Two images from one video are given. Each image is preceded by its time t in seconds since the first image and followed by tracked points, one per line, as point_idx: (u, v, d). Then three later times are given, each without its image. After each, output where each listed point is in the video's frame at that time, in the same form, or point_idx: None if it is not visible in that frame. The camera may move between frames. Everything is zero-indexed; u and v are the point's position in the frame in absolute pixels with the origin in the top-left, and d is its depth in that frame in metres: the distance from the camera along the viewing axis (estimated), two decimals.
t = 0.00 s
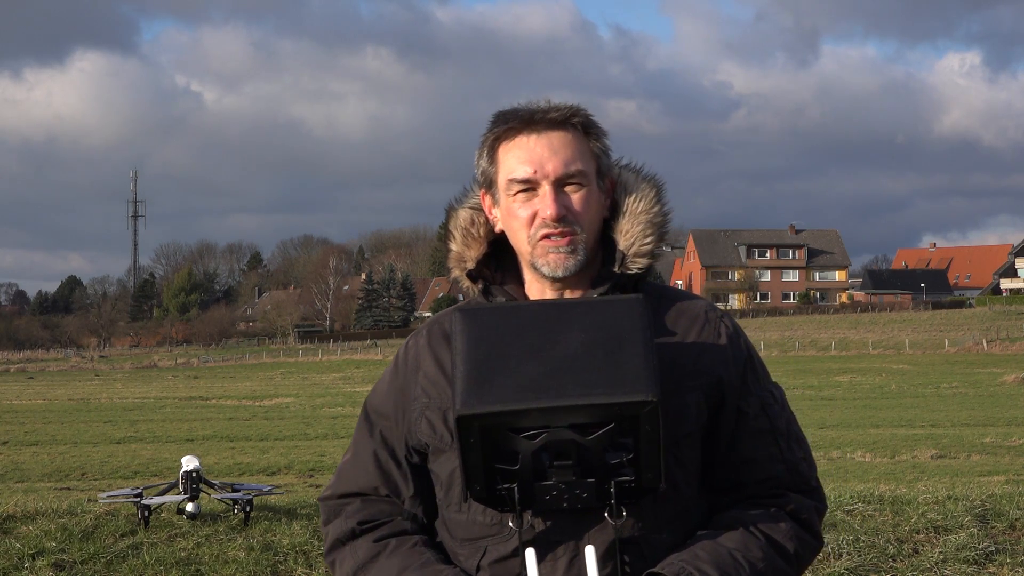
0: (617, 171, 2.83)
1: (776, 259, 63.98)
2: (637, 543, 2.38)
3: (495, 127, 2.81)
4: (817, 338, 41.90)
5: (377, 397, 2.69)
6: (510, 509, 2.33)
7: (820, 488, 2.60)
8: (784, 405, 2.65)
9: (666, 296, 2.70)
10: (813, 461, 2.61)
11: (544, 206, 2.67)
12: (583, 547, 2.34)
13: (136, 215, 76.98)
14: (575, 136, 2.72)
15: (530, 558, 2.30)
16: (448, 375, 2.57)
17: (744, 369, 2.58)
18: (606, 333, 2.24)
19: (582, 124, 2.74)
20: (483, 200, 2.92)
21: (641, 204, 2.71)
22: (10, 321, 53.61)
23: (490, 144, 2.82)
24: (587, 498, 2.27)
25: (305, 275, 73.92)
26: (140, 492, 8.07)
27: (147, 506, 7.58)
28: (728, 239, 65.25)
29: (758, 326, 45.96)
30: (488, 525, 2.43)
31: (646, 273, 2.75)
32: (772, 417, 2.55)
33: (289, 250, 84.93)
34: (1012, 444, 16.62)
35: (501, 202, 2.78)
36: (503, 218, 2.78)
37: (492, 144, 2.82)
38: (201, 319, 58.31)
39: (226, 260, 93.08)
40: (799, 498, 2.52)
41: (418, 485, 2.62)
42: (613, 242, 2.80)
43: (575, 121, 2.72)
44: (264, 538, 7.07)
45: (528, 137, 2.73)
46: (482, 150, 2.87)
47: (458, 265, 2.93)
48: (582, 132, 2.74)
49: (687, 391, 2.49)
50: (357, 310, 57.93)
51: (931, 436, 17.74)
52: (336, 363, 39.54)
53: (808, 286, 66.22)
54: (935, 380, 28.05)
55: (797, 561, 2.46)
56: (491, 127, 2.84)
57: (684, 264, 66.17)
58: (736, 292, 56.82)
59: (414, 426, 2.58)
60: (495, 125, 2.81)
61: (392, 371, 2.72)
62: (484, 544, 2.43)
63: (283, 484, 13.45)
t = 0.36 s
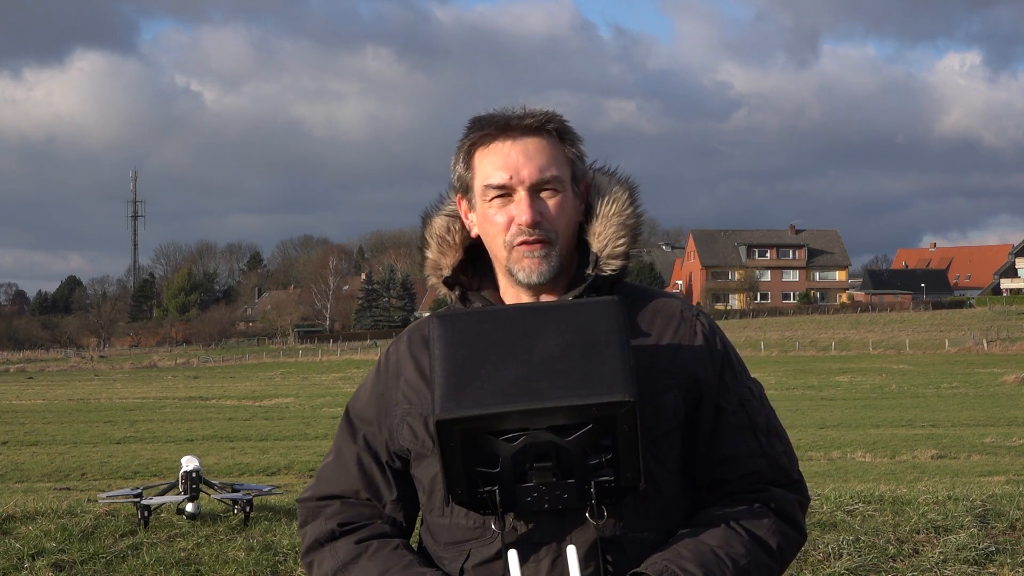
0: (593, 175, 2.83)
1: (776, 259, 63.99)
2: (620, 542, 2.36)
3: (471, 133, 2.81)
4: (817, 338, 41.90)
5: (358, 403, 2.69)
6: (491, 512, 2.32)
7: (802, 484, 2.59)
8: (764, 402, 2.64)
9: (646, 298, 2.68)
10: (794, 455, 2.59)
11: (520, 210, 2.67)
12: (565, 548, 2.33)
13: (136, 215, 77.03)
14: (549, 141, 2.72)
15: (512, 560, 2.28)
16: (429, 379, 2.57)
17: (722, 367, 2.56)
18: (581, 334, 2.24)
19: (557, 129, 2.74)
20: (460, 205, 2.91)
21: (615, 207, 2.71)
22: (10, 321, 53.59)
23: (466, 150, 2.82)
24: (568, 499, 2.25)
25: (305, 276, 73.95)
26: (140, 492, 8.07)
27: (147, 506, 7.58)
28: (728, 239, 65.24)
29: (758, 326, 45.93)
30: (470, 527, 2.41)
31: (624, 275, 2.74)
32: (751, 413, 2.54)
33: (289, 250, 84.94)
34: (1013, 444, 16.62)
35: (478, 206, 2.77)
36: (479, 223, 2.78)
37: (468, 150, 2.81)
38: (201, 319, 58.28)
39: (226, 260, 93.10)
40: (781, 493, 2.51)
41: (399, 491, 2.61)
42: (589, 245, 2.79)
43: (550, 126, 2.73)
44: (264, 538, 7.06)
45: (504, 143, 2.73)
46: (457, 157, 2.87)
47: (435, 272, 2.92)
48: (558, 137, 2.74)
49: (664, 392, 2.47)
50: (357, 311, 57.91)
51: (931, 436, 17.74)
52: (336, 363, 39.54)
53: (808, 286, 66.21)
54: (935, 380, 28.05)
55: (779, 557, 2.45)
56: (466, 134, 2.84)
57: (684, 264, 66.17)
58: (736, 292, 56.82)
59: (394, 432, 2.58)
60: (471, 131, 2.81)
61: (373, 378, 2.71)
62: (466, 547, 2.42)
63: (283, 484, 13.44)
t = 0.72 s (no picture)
0: (592, 176, 2.83)
1: (776, 259, 64.01)
2: (618, 540, 2.36)
3: (470, 134, 2.81)
4: (817, 338, 41.91)
5: (361, 406, 2.69)
6: (491, 509, 2.33)
7: (800, 485, 2.59)
8: (761, 403, 2.64)
9: (644, 297, 2.68)
10: (791, 456, 2.59)
11: (521, 208, 2.66)
12: (562, 546, 2.33)
13: (136, 215, 77.08)
14: (549, 140, 2.72)
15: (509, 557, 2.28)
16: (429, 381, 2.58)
17: (720, 367, 2.56)
18: (579, 333, 2.24)
19: (556, 128, 2.74)
20: (460, 207, 2.91)
21: (613, 209, 2.71)
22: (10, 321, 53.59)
23: (467, 151, 2.82)
24: (564, 496, 2.26)
25: (305, 276, 73.96)
26: (140, 492, 8.07)
27: (147, 506, 7.58)
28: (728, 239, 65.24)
29: (758, 326, 45.94)
30: (470, 524, 2.41)
31: (623, 275, 2.74)
32: (749, 413, 2.54)
33: (289, 249, 84.94)
34: (1013, 444, 16.62)
35: (478, 207, 2.77)
36: (481, 222, 2.77)
37: (468, 151, 2.81)
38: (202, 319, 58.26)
39: (226, 260, 93.11)
40: (778, 494, 2.51)
41: (403, 491, 2.60)
42: (587, 244, 2.79)
43: (549, 126, 2.73)
44: (264, 538, 7.06)
45: (505, 142, 2.73)
46: (458, 158, 2.88)
47: (436, 273, 2.92)
48: (557, 137, 2.74)
49: (662, 390, 2.47)
50: (357, 311, 57.92)
51: (931, 436, 17.75)
52: (336, 363, 39.55)
53: (809, 286, 66.20)
54: (935, 380, 28.05)
55: (775, 557, 2.44)
56: (466, 135, 2.84)
57: (684, 264, 66.18)
58: (736, 292, 56.82)
59: (396, 432, 2.58)
60: (471, 132, 2.81)
61: (376, 380, 2.72)
62: (466, 544, 2.42)
63: (283, 484, 13.45)
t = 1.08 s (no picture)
0: (609, 179, 2.82)
1: (776, 259, 64.02)
2: (624, 539, 2.35)
3: (490, 133, 2.81)
4: (817, 338, 41.92)
5: (372, 401, 2.69)
6: (498, 503, 2.32)
7: (807, 490, 2.58)
8: (770, 408, 2.63)
9: (657, 299, 2.67)
10: (799, 461, 2.59)
11: (537, 208, 2.66)
12: (569, 540, 2.32)
13: (136, 215, 77.14)
14: (568, 141, 2.71)
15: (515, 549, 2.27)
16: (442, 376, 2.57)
17: (730, 371, 2.56)
18: (594, 330, 2.24)
19: (576, 130, 2.73)
20: (477, 204, 2.91)
21: (629, 211, 2.70)
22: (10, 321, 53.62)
23: (486, 149, 2.81)
24: (573, 492, 2.26)
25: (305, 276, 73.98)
26: (140, 492, 8.07)
27: (147, 506, 7.58)
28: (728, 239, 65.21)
29: (758, 326, 45.95)
30: (477, 520, 2.41)
31: (636, 276, 2.73)
32: (757, 418, 2.54)
33: (289, 249, 84.98)
34: (1013, 444, 16.62)
35: (495, 205, 2.76)
36: (497, 221, 2.77)
37: (488, 148, 2.81)
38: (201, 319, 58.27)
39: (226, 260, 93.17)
40: (784, 497, 2.51)
41: (413, 486, 2.61)
42: (603, 245, 2.78)
43: (569, 128, 2.72)
44: (265, 538, 7.06)
45: (525, 142, 2.72)
46: (477, 155, 2.87)
47: (451, 268, 2.92)
48: (577, 138, 2.73)
49: (673, 392, 2.47)
50: (357, 311, 57.93)
51: (931, 436, 17.75)
52: (336, 363, 39.57)
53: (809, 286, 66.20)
54: (935, 380, 28.07)
55: (781, 560, 2.43)
56: (487, 133, 2.83)
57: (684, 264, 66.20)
58: (736, 292, 56.82)
59: (406, 427, 2.58)
60: (491, 130, 2.80)
61: (386, 375, 2.71)
62: (473, 540, 2.41)
63: (283, 484, 13.46)
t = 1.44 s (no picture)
0: (620, 179, 2.84)
1: (777, 259, 64.05)
2: (633, 537, 2.36)
3: (504, 131, 2.81)
4: (818, 338, 41.93)
5: (380, 399, 2.68)
6: (507, 499, 2.32)
7: (813, 493, 2.59)
8: (778, 410, 2.65)
9: (667, 299, 2.68)
10: (806, 463, 2.60)
11: (550, 207, 2.66)
12: (576, 536, 2.33)
13: (137, 216, 77.24)
14: (581, 140, 2.72)
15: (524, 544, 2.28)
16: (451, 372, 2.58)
17: (738, 372, 2.57)
18: (605, 328, 2.26)
19: (590, 130, 2.74)
20: (489, 204, 2.91)
21: (642, 211, 2.71)
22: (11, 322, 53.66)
23: (499, 146, 2.82)
24: (581, 489, 2.27)
25: (306, 276, 74.01)
26: (140, 492, 8.07)
27: (148, 506, 7.59)
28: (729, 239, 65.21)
29: (759, 326, 45.96)
30: (486, 517, 2.40)
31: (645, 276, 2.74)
32: (765, 419, 2.55)
33: (289, 250, 85.04)
34: (1014, 444, 16.63)
35: (507, 202, 2.77)
36: (508, 219, 2.78)
37: (502, 146, 2.81)
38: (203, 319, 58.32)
39: (227, 260, 93.26)
40: (790, 497, 2.51)
41: (420, 484, 2.61)
42: (614, 245, 2.80)
43: (583, 127, 2.73)
44: (265, 538, 7.07)
45: (539, 140, 2.73)
46: (490, 153, 2.87)
47: (461, 266, 2.93)
48: (590, 138, 2.74)
49: (682, 391, 2.48)
50: (358, 311, 57.96)
51: (932, 436, 17.77)
52: (337, 363, 39.59)
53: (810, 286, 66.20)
54: (936, 380, 28.08)
55: (787, 561, 2.44)
56: (500, 131, 2.84)
57: (685, 264, 66.22)
58: (737, 293, 56.82)
59: (415, 424, 2.58)
60: (505, 129, 2.81)
61: (394, 373, 2.71)
62: (481, 536, 2.42)
63: (283, 484, 13.49)
